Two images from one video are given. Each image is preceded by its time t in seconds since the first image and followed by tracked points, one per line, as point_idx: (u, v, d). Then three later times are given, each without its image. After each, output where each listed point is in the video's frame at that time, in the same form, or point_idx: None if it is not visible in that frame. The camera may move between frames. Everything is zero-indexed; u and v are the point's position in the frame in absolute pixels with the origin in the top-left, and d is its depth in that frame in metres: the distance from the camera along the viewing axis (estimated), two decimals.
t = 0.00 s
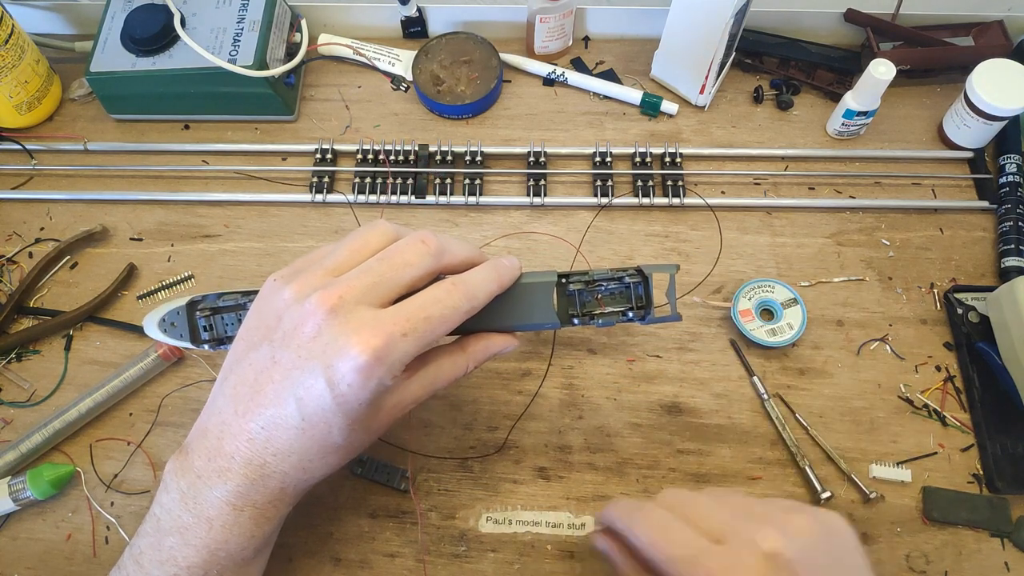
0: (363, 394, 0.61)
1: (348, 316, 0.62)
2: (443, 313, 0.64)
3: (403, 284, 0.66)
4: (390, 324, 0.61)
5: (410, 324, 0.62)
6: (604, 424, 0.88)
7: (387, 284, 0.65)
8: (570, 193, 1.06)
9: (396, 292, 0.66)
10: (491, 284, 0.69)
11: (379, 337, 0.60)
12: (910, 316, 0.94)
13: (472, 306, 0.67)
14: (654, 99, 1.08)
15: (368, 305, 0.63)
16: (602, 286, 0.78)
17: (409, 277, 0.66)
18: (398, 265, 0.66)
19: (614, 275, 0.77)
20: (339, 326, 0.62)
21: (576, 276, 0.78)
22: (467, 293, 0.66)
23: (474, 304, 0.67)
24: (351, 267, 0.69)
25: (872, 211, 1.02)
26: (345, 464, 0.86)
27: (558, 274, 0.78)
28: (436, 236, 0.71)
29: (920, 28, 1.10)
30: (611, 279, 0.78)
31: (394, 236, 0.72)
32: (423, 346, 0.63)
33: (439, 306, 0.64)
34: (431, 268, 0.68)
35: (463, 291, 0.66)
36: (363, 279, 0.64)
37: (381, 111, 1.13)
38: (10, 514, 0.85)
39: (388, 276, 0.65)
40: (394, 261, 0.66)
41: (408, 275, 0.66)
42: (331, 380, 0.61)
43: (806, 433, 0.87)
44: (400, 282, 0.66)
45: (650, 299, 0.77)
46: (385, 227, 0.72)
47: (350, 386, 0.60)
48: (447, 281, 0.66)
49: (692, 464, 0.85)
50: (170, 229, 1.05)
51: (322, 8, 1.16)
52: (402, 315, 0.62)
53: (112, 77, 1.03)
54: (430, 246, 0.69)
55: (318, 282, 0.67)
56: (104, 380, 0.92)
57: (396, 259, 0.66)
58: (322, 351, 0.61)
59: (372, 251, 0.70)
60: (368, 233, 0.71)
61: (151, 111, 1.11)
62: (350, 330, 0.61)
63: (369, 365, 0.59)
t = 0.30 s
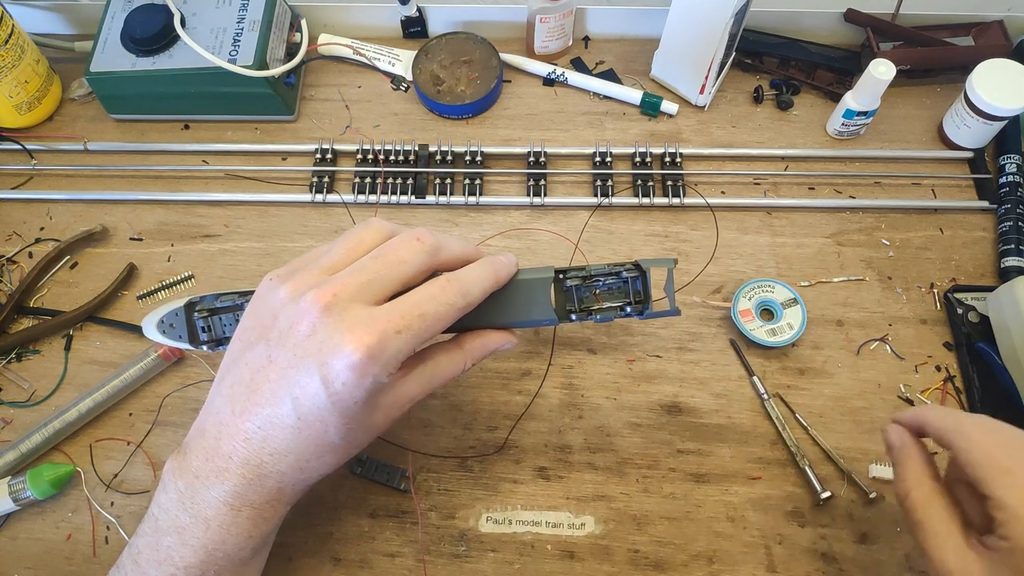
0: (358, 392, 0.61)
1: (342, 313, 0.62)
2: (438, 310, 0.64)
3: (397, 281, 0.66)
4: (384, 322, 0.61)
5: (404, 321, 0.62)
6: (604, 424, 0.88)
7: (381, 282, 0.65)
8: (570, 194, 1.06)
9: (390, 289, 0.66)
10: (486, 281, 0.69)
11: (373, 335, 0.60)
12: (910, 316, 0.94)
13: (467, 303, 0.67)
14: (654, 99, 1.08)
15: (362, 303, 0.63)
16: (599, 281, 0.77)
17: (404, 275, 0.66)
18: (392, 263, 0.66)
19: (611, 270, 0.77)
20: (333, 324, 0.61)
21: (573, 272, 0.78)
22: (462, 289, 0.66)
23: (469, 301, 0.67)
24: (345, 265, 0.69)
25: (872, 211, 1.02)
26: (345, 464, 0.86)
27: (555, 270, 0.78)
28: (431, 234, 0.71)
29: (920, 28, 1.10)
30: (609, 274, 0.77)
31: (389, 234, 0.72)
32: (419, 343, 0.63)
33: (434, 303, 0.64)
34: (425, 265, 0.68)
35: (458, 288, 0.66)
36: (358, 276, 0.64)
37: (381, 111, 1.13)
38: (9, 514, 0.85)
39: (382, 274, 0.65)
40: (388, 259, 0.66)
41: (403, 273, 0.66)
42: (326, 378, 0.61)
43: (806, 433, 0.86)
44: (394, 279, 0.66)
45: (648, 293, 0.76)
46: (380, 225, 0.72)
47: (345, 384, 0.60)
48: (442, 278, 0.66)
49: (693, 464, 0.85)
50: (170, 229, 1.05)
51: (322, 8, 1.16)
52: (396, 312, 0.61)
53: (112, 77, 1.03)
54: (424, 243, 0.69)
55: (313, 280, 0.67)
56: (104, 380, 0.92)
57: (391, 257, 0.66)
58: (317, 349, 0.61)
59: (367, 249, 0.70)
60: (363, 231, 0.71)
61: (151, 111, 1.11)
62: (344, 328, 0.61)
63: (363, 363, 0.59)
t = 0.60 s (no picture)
0: (356, 390, 0.61)
1: (340, 312, 0.62)
2: (436, 308, 0.64)
3: (395, 280, 0.66)
4: (382, 320, 0.61)
5: (402, 320, 0.62)
6: (604, 424, 0.88)
7: (379, 280, 0.65)
8: (570, 194, 1.06)
9: (388, 288, 0.66)
10: (485, 280, 0.69)
11: (371, 333, 0.60)
12: (910, 316, 0.94)
13: (466, 302, 0.67)
14: (654, 99, 1.08)
15: (360, 301, 0.63)
16: (597, 280, 0.78)
17: (402, 274, 0.66)
18: (390, 262, 0.66)
19: (610, 269, 0.78)
20: (330, 322, 0.62)
21: (571, 272, 0.79)
22: (461, 288, 0.66)
23: (468, 300, 0.67)
24: (344, 264, 0.69)
25: (872, 211, 1.02)
26: (345, 464, 0.86)
27: (553, 270, 0.78)
28: (429, 233, 0.71)
29: (920, 28, 1.10)
30: (608, 274, 0.78)
31: (387, 233, 0.73)
32: (417, 342, 0.63)
33: (432, 302, 0.64)
34: (423, 265, 0.68)
35: (456, 287, 0.66)
36: (356, 275, 0.65)
37: (381, 111, 1.13)
38: (9, 514, 0.85)
39: (380, 273, 0.65)
40: (386, 259, 0.66)
41: (401, 272, 0.66)
42: (324, 377, 0.61)
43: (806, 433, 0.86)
44: (392, 278, 0.66)
45: (647, 293, 0.77)
46: (378, 225, 0.72)
47: (343, 382, 0.60)
48: (440, 277, 0.66)
49: (693, 464, 0.85)
50: (170, 229, 1.05)
51: (322, 8, 1.16)
52: (393, 310, 0.61)
53: (112, 77, 1.03)
54: (422, 243, 0.69)
55: (311, 279, 0.67)
56: (104, 380, 0.92)
57: (389, 256, 0.66)
58: (315, 347, 0.61)
59: (365, 249, 0.70)
60: (361, 231, 0.71)
61: (151, 111, 1.11)
62: (342, 326, 0.61)
63: (361, 361, 0.59)
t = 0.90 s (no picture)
0: (353, 389, 0.61)
1: (338, 311, 0.62)
2: (433, 307, 0.64)
3: (393, 280, 0.66)
4: (380, 319, 0.61)
5: (400, 319, 0.62)
6: (604, 424, 0.88)
7: (377, 280, 0.65)
8: (570, 194, 1.06)
9: (386, 287, 0.66)
10: (483, 280, 0.69)
11: (368, 332, 0.60)
12: (910, 316, 0.94)
13: (464, 301, 0.67)
14: (654, 99, 1.08)
15: (358, 301, 0.63)
16: (595, 281, 0.78)
17: (400, 273, 0.67)
18: (388, 262, 0.66)
19: (606, 270, 0.78)
20: (328, 321, 0.62)
21: (568, 272, 0.79)
22: (459, 288, 0.66)
23: (465, 300, 0.67)
24: (342, 264, 0.69)
25: (872, 211, 1.02)
26: (345, 464, 0.86)
27: (551, 271, 0.79)
28: (427, 233, 0.71)
29: (919, 28, 1.10)
30: (604, 275, 0.78)
31: (386, 233, 0.73)
32: (415, 342, 0.63)
33: (429, 301, 0.64)
34: (421, 265, 0.68)
35: (453, 286, 0.66)
36: (354, 275, 0.65)
37: (381, 111, 1.13)
38: (9, 514, 0.85)
39: (378, 272, 0.65)
40: (384, 258, 0.66)
41: (399, 271, 0.66)
42: (321, 375, 0.61)
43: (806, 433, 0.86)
44: (390, 278, 0.66)
45: (643, 292, 0.76)
46: (376, 226, 0.72)
47: (340, 381, 0.60)
48: (437, 277, 0.66)
49: (693, 464, 0.85)
50: (170, 229, 1.05)
51: (322, 8, 1.16)
52: (391, 309, 0.61)
53: (113, 77, 1.03)
54: (421, 243, 0.69)
55: (310, 279, 0.67)
56: (104, 380, 0.92)
57: (387, 256, 0.66)
58: (312, 346, 0.61)
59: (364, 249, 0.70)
60: (359, 232, 0.71)
61: (151, 110, 1.11)
62: (340, 325, 0.61)
63: (358, 360, 0.59)
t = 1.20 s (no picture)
0: (352, 388, 0.61)
1: (336, 311, 0.62)
2: (432, 307, 0.64)
3: (392, 279, 0.66)
4: (378, 319, 0.61)
5: (398, 318, 0.62)
6: (604, 424, 0.88)
7: (376, 279, 0.65)
8: (570, 194, 1.06)
9: (385, 287, 0.66)
10: (482, 279, 0.69)
11: (367, 331, 0.60)
12: (910, 316, 0.94)
13: (463, 301, 0.67)
14: (654, 99, 1.08)
15: (357, 300, 0.63)
16: (594, 279, 0.78)
17: (399, 273, 0.67)
18: (387, 261, 0.66)
19: (606, 268, 0.77)
20: (328, 321, 0.62)
21: (567, 271, 0.79)
22: (458, 288, 0.66)
23: (464, 300, 0.67)
24: (341, 264, 0.69)
25: (872, 211, 1.02)
26: (345, 464, 0.86)
27: (550, 270, 0.79)
28: (426, 233, 0.71)
29: (919, 28, 1.10)
30: (604, 273, 0.77)
31: (385, 233, 0.73)
32: (414, 341, 0.63)
33: (428, 300, 0.64)
34: (420, 265, 0.68)
35: (452, 286, 0.66)
36: (353, 274, 0.65)
37: (381, 111, 1.13)
38: (9, 514, 0.85)
39: (376, 272, 0.65)
40: (383, 258, 0.66)
41: (397, 271, 0.66)
42: (320, 375, 0.61)
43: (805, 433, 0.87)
44: (389, 277, 0.66)
45: (643, 291, 0.76)
46: (375, 225, 0.72)
47: (340, 380, 0.60)
48: (436, 276, 0.66)
49: (693, 464, 0.85)
50: (170, 229, 1.05)
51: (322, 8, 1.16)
52: (390, 308, 0.61)
53: (113, 77, 1.04)
54: (419, 242, 0.69)
55: (308, 279, 0.67)
56: (104, 380, 0.92)
57: (386, 255, 0.66)
58: (311, 346, 0.61)
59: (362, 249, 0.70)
60: (358, 232, 0.71)
61: (151, 110, 1.11)
62: (339, 324, 0.61)
63: (357, 360, 0.59)
